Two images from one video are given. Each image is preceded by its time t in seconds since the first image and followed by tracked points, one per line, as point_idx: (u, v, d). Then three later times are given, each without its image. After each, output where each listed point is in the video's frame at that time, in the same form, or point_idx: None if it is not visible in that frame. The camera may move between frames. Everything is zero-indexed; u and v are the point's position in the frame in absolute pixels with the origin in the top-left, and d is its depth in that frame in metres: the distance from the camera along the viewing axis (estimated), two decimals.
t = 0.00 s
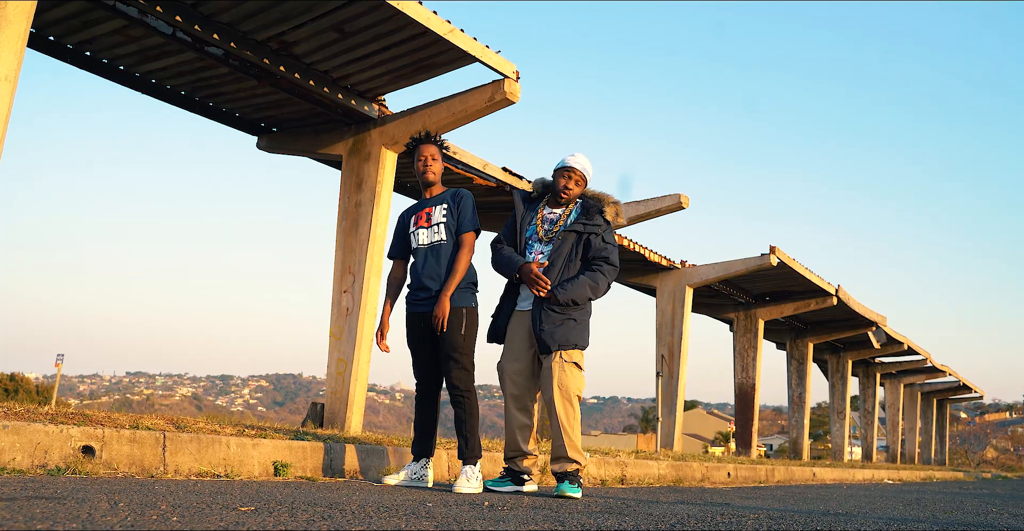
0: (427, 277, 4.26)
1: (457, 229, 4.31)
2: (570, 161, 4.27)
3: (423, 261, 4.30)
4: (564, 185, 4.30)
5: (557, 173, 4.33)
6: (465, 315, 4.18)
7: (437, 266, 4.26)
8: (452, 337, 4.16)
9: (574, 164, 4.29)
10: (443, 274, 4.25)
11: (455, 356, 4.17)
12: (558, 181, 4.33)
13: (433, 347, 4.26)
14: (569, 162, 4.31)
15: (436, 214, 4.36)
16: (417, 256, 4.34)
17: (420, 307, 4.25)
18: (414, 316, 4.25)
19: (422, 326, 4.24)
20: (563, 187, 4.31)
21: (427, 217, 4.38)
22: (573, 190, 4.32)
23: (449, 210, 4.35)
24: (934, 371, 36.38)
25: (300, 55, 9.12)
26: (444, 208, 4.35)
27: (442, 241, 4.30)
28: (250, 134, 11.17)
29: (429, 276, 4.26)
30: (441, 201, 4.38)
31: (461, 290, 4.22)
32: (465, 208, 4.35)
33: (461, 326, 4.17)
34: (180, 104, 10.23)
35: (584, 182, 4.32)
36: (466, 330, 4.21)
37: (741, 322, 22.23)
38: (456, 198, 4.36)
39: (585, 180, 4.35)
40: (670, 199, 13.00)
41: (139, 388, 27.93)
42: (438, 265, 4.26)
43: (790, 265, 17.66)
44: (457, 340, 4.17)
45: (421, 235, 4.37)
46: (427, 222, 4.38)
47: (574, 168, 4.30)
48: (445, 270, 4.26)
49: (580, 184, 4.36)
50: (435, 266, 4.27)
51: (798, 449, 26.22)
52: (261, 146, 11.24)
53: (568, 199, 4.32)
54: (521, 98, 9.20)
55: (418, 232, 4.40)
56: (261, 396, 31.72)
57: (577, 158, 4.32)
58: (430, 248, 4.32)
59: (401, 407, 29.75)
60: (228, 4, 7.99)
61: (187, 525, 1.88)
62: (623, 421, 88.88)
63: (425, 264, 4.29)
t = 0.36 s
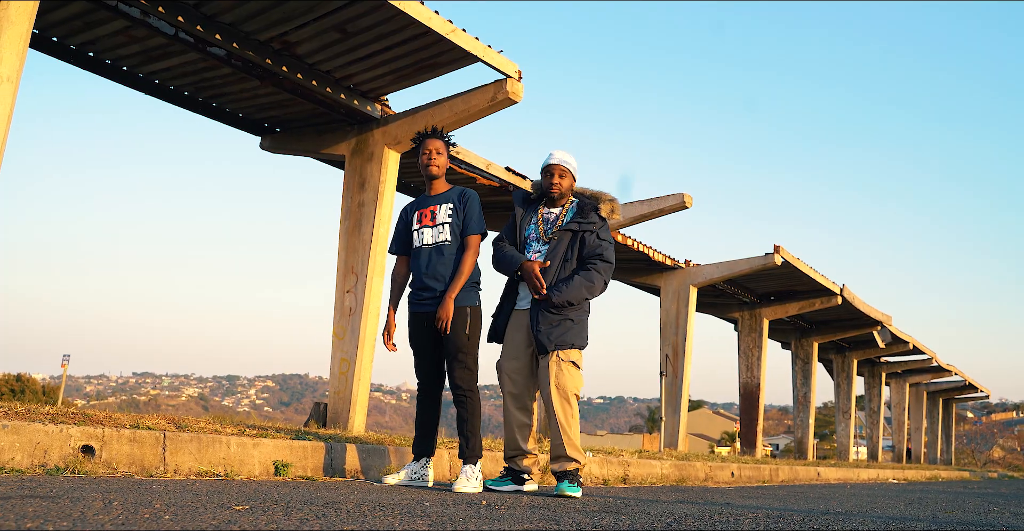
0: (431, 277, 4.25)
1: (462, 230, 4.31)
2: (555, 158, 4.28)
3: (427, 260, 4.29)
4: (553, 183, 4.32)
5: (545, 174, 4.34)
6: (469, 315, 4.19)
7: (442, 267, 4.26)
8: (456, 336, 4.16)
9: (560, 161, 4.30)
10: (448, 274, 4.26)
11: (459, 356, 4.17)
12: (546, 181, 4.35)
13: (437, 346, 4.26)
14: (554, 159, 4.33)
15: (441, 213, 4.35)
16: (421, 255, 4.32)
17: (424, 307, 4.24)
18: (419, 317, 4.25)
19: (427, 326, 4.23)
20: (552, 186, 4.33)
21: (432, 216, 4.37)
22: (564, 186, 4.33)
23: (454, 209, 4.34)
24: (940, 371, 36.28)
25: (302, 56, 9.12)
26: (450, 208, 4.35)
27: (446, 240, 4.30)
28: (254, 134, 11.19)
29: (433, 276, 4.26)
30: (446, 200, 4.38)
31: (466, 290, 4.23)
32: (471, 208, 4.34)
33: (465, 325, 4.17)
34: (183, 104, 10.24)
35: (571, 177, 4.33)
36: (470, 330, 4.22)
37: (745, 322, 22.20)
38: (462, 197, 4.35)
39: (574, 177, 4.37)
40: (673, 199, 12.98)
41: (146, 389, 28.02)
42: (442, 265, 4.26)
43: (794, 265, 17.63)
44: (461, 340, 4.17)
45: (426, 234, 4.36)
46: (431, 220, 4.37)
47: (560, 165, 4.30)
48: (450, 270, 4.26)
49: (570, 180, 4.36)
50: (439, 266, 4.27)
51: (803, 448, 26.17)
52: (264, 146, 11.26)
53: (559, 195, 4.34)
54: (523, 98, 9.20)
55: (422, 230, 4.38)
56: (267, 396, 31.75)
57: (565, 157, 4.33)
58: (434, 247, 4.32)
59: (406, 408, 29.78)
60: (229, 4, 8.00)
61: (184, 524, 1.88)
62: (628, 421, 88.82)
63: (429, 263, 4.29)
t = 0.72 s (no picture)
0: (436, 274, 4.25)
1: (471, 229, 4.30)
2: (525, 171, 4.34)
3: (434, 256, 4.29)
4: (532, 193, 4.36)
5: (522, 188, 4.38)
6: (476, 314, 4.19)
7: (449, 264, 4.26)
8: (462, 336, 4.16)
9: (533, 170, 4.34)
10: (454, 273, 4.24)
11: (465, 355, 4.17)
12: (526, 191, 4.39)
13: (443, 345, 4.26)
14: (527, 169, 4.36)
15: (452, 209, 4.34)
16: (429, 250, 4.32)
17: (429, 305, 4.25)
18: (425, 316, 4.25)
19: (432, 325, 4.23)
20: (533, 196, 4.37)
21: (442, 211, 4.36)
22: (543, 193, 4.35)
23: (465, 207, 4.33)
24: (948, 371, 36.15)
25: (306, 56, 9.14)
26: (461, 206, 4.33)
27: (455, 238, 4.29)
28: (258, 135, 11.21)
29: (439, 273, 4.25)
30: (457, 197, 4.36)
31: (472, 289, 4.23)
32: (482, 209, 4.33)
33: (471, 324, 4.17)
34: (188, 106, 10.27)
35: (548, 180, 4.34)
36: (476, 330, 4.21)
37: (751, 322, 22.17)
38: (474, 197, 4.34)
39: (553, 180, 4.37)
40: (678, 199, 12.95)
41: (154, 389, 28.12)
42: (449, 263, 4.26)
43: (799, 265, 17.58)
44: (468, 340, 4.17)
45: (435, 229, 4.35)
46: (441, 216, 4.36)
47: (532, 175, 4.33)
48: (456, 268, 4.25)
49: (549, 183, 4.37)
50: (446, 263, 4.27)
51: (809, 449, 26.10)
52: (269, 147, 11.29)
53: (543, 201, 4.36)
54: (527, 98, 9.21)
55: (432, 224, 4.38)
56: (275, 397, 31.81)
57: (539, 164, 4.35)
58: (442, 243, 4.31)
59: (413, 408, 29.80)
60: (233, 5, 8.02)
61: (181, 522, 1.88)
62: (635, 421, 88.74)
63: (436, 259, 4.28)
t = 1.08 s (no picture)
0: (442, 274, 4.25)
1: (474, 227, 4.29)
2: (531, 168, 4.30)
3: (439, 257, 4.29)
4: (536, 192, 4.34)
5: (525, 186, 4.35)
6: (481, 313, 4.17)
7: (454, 263, 4.26)
8: (467, 335, 4.15)
9: (537, 167, 4.31)
10: (459, 272, 4.24)
11: (471, 356, 4.16)
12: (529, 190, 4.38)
13: (449, 346, 4.25)
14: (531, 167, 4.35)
15: (454, 208, 4.34)
16: (433, 250, 4.33)
17: (436, 307, 4.24)
18: (431, 317, 4.25)
19: (439, 326, 4.23)
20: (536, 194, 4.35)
21: (445, 210, 4.37)
22: (547, 191, 4.33)
23: (468, 205, 4.32)
24: (961, 372, 35.90)
25: (314, 57, 9.16)
26: (463, 204, 4.33)
27: (458, 237, 4.28)
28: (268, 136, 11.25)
29: (444, 273, 4.25)
30: (460, 195, 4.36)
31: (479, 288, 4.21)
32: (484, 205, 4.31)
33: (476, 324, 4.16)
34: (197, 107, 10.32)
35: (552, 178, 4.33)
36: (481, 330, 4.19)
37: (762, 322, 22.08)
38: (476, 194, 4.33)
39: (557, 180, 4.37)
40: (687, 198, 12.91)
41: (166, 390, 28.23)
42: (454, 263, 4.25)
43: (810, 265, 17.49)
44: (473, 340, 4.16)
45: (438, 229, 4.36)
46: (444, 215, 4.37)
47: (537, 172, 4.31)
48: (461, 267, 4.25)
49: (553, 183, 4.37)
50: (451, 263, 4.27)
51: (820, 449, 25.98)
52: (278, 148, 11.32)
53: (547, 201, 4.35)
54: (535, 98, 9.20)
55: (435, 225, 4.38)
56: (286, 398, 31.86)
57: (545, 163, 4.33)
58: (446, 243, 4.31)
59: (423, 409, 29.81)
60: (241, 6, 8.04)
61: (182, 519, 1.89)
62: (645, 422, 88.56)
63: (441, 260, 4.29)
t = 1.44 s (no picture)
0: (445, 274, 4.24)
1: (475, 225, 4.28)
2: (556, 164, 4.24)
3: (442, 258, 4.28)
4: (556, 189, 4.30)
5: (548, 179, 4.30)
6: (484, 313, 4.16)
7: (457, 262, 4.25)
8: (471, 335, 4.14)
9: (561, 163, 4.26)
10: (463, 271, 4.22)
11: (476, 355, 4.15)
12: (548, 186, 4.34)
13: (453, 345, 4.25)
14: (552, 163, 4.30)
15: (454, 209, 4.34)
16: (436, 252, 4.32)
17: (441, 307, 4.22)
18: (435, 317, 4.25)
19: (443, 326, 4.22)
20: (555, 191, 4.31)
21: (445, 212, 4.37)
22: (568, 189, 4.30)
23: (467, 205, 4.32)
24: (977, 371, 35.57)
25: (325, 58, 9.18)
26: (462, 204, 4.33)
27: (460, 236, 4.28)
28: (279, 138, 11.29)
29: (447, 272, 4.25)
30: (459, 196, 4.36)
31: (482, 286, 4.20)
32: (485, 203, 4.30)
33: (481, 323, 4.15)
34: (209, 109, 10.36)
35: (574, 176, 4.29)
36: (485, 329, 4.18)
37: (776, 321, 21.96)
38: (475, 193, 4.32)
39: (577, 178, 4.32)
40: (699, 198, 12.85)
41: (182, 391, 28.35)
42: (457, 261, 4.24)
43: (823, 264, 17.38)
44: (478, 339, 4.15)
45: (440, 231, 4.36)
46: (444, 217, 4.37)
47: (561, 168, 4.25)
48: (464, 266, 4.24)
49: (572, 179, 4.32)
50: (454, 262, 4.27)
51: (835, 449, 25.81)
52: (290, 149, 11.36)
53: (564, 199, 4.31)
54: (545, 97, 9.19)
55: (437, 227, 4.38)
56: (301, 399, 31.94)
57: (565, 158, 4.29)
58: (448, 244, 4.31)
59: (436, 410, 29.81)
60: (251, 8, 8.07)
61: (186, 518, 1.88)
62: (658, 422, 88.26)
63: (445, 260, 4.27)
